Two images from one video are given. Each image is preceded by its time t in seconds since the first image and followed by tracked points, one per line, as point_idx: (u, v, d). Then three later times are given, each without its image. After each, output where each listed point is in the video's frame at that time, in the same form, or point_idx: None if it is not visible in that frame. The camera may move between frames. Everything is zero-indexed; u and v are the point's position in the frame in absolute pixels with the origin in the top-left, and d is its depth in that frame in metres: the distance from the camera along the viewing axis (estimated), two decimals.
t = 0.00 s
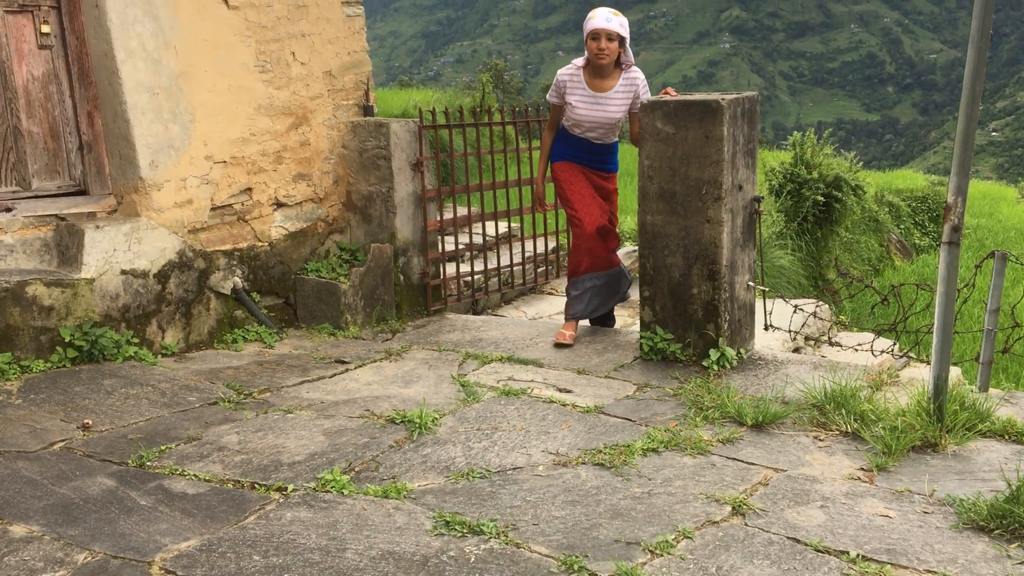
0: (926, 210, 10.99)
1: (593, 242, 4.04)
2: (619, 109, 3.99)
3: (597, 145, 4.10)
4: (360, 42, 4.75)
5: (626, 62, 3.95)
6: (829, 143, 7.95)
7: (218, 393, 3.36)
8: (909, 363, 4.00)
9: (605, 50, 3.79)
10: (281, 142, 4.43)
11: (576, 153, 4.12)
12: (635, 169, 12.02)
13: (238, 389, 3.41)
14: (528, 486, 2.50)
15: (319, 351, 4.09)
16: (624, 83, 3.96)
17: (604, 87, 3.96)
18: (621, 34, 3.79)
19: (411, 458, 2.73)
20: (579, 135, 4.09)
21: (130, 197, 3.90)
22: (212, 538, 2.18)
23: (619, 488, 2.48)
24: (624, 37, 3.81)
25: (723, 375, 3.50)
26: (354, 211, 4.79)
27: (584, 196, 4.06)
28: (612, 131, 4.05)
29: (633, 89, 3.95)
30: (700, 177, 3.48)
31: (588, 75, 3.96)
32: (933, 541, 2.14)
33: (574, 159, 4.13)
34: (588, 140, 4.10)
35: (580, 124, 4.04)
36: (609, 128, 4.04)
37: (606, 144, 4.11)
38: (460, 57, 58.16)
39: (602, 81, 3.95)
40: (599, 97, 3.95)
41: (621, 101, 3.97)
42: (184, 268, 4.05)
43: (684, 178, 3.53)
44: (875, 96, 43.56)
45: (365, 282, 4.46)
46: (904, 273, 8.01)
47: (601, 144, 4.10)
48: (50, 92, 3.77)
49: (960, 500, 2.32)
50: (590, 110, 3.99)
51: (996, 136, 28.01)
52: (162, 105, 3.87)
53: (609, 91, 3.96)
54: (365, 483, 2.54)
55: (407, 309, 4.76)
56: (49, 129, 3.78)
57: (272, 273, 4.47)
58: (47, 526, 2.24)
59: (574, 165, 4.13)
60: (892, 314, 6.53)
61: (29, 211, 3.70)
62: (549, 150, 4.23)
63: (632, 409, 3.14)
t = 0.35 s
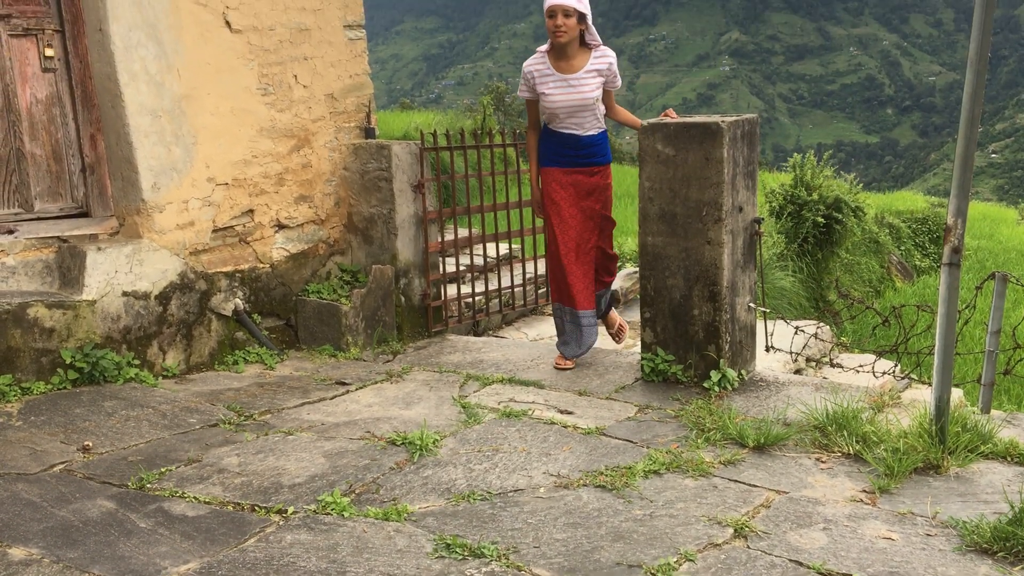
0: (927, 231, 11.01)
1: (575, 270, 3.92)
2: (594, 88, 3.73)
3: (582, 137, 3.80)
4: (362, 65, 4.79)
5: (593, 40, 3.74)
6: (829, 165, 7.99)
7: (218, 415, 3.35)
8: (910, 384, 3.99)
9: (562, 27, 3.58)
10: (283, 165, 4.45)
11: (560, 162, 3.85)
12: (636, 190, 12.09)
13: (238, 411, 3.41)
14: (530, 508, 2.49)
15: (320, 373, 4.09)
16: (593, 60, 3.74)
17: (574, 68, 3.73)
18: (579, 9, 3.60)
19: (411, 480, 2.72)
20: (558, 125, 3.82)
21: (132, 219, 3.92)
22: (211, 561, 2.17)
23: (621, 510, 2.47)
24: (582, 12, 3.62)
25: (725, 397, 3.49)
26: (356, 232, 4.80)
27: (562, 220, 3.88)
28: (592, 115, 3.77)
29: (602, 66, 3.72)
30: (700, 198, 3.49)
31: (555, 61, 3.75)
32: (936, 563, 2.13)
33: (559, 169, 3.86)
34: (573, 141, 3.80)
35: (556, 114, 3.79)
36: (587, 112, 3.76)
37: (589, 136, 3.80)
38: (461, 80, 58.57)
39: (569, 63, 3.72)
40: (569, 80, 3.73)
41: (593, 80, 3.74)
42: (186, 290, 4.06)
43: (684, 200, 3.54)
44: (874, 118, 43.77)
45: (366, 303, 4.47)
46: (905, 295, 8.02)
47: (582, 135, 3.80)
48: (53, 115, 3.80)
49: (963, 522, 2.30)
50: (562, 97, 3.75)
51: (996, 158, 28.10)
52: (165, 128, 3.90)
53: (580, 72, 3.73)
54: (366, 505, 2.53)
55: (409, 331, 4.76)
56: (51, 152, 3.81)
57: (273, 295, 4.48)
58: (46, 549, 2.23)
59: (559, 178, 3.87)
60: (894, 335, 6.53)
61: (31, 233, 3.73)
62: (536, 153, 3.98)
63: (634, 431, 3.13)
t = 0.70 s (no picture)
0: (927, 258, 11.04)
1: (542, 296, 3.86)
2: (567, 108, 3.71)
3: (553, 160, 3.77)
4: (364, 93, 4.84)
5: (567, 58, 3.72)
6: (828, 192, 8.03)
7: (219, 443, 3.34)
8: (913, 412, 3.98)
9: (527, 44, 3.59)
10: (285, 193, 4.49)
11: (534, 184, 3.86)
12: (636, 218, 12.15)
13: (239, 439, 3.40)
14: (531, 537, 2.48)
15: (321, 400, 4.08)
16: (567, 80, 3.73)
17: (547, 87, 3.73)
18: (546, 26, 3.59)
19: (412, 508, 2.70)
20: (534, 146, 3.81)
21: (135, 246, 3.94)
22: None
23: (623, 539, 2.46)
24: (550, 28, 3.60)
25: (727, 424, 3.49)
26: (357, 260, 4.82)
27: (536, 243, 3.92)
28: (566, 136, 3.74)
29: (577, 85, 3.71)
30: (700, 226, 3.51)
31: (530, 81, 3.75)
32: None
33: (532, 191, 3.88)
34: (543, 163, 3.80)
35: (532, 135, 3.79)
36: (561, 132, 3.73)
37: (561, 159, 3.77)
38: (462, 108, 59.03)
39: (542, 82, 3.73)
40: (542, 99, 3.72)
41: (567, 100, 3.71)
42: (187, 317, 4.07)
43: (684, 228, 3.56)
44: (873, 146, 44.01)
45: (367, 330, 4.47)
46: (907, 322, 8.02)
47: (555, 157, 3.77)
48: (57, 143, 3.84)
49: (967, 550, 2.29)
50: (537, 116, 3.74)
51: (996, 185, 28.20)
52: (168, 156, 3.93)
53: (553, 91, 3.72)
54: (367, 533, 2.52)
55: (410, 358, 4.77)
56: (55, 180, 3.84)
57: (275, 322, 4.50)
58: None
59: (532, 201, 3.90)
60: (895, 362, 6.52)
61: (34, 261, 3.74)
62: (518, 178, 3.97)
63: (635, 458, 3.12)
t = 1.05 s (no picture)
0: (928, 285, 11.06)
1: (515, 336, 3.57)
2: (529, 132, 3.44)
3: (512, 186, 3.49)
4: (366, 122, 4.88)
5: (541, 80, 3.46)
6: (829, 219, 8.06)
7: (219, 471, 3.33)
8: (916, 439, 3.96)
9: (493, 58, 3.39)
10: (287, 220, 4.51)
11: (498, 214, 3.56)
12: (637, 245, 12.20)
13: (239, 467, 3.39)
14: (533, 566, 2.46)
15: (322, 428, 4.07)
16: (536, 103, 3.45)
17: (513, 107, 3.48)
18: (513, 41, 3.38)
19: (413, 537, 2.69)
20: (491, 166, 3.55)
21: (137, 274, 3.95)
22: None
23: (626, 568, 2.44)
24: (520, 45, 3.38)
25: (729, 452, 3.48)
26: (359, 287, 4.84)
27: (499, 279, 3.56)
28: (524, 161, 3.47)
29: (544, 110, 3.43)
30: (701, 253, 3.52)
31: (500, 97, 3.52)
32: None
33: (497, 223, 3.58)
34: (507, 191, 3.51)
35: (493, 155, 3.52)
36: (517, 157, 3.47)
37: (523, 185, 3.49)
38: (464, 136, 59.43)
39: (509, 100, 3.48)
40: (505, 117, 3.47)
41: (532, 125, 3.45)
42: (189, 345, 4.07)
43: (685, 255, 3.57)
44: (873, 174, 44.21)
45: (368, 357, 4.47)
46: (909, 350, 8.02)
47: (514, 182, 3.49)
48: (61, 172, 3.86)
49: None
50: (498, 135, 3.48)
51: (996, 213, 28.28)
52: (170, 184, 3.96)
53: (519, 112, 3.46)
54: (367, 562, 2.50)
55: (411, 385, 4.76)
56: (58, 209, 3.86)
57: (276, 349, 4.50)
58: None
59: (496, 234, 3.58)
60: (898, 390, 6.51)
61: (36, 289, 3.77)
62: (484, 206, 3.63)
63: (637, 487, 3.11)
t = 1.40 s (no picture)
0: (929, 309, 11.06)
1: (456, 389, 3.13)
2: (469, 160, 3.17)
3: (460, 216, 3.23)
4: (368, 147, 4.91)
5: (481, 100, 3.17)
6: (829, 244, 8.08)
7: (219, 497, 3.32)
8: (918, 464, 3.95)
9: (431, 89, 3.09)
10: (289, 245, 4.53)
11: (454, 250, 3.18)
12: (638, 270, 12.23)
13: (239, 493, 3.38)
14: None
15: (323, 453, 4.06)
16: (475, 126, 3.17)
17: (454, 134, 3.20)
18: (450, 66, 3.07)
19: (414, 563, 2.67)
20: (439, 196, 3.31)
21: (139, 299, 3.97)
22: None
23: None
24: (458, 70, 3.09)
25: (732, 477, 3.46)
26: (360, 311, 4.85)
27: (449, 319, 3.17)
28: (471, 190, 3.21)
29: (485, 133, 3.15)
30: (702, 277, 3.53)
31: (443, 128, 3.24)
32: None
33: (454, 259, 3.19)
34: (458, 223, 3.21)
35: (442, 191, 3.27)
36: (463, 186, 3.21)
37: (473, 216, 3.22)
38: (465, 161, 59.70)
39: (451, 129, 3.21)
40: (450, 149, 3.21)
41: (472, 151, 3.17)
42: (190, 370, 4.07)
43: (686, 279, 3.58)
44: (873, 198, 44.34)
45: (369, 382, 4.47)
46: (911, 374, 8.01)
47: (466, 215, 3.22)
48: (63, 198, 3.89)
49: None
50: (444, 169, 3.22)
51: (996, 238, 28.33)
52: (173, 210, 3.98)
53: (459, 138, 3.19)
54: None
55: (412, 410, 4.76)
56: (60, 234, 3.88)
57: (277, 374, 4.50)
58: None
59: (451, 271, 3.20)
60: (900, 414, 6.49)
61: (37, 314, 3.77)
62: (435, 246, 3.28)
63: (639, 512, 3.09)
